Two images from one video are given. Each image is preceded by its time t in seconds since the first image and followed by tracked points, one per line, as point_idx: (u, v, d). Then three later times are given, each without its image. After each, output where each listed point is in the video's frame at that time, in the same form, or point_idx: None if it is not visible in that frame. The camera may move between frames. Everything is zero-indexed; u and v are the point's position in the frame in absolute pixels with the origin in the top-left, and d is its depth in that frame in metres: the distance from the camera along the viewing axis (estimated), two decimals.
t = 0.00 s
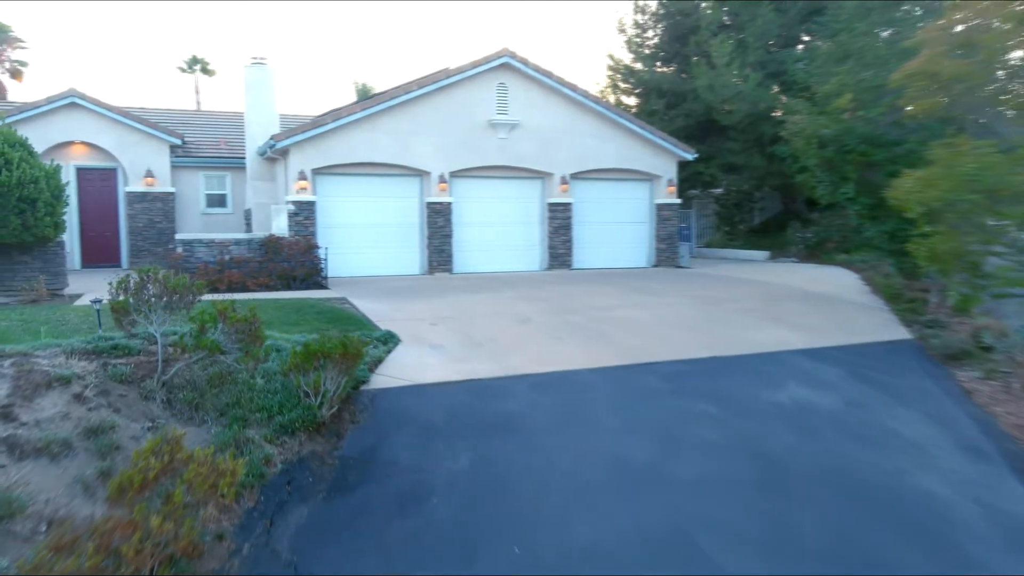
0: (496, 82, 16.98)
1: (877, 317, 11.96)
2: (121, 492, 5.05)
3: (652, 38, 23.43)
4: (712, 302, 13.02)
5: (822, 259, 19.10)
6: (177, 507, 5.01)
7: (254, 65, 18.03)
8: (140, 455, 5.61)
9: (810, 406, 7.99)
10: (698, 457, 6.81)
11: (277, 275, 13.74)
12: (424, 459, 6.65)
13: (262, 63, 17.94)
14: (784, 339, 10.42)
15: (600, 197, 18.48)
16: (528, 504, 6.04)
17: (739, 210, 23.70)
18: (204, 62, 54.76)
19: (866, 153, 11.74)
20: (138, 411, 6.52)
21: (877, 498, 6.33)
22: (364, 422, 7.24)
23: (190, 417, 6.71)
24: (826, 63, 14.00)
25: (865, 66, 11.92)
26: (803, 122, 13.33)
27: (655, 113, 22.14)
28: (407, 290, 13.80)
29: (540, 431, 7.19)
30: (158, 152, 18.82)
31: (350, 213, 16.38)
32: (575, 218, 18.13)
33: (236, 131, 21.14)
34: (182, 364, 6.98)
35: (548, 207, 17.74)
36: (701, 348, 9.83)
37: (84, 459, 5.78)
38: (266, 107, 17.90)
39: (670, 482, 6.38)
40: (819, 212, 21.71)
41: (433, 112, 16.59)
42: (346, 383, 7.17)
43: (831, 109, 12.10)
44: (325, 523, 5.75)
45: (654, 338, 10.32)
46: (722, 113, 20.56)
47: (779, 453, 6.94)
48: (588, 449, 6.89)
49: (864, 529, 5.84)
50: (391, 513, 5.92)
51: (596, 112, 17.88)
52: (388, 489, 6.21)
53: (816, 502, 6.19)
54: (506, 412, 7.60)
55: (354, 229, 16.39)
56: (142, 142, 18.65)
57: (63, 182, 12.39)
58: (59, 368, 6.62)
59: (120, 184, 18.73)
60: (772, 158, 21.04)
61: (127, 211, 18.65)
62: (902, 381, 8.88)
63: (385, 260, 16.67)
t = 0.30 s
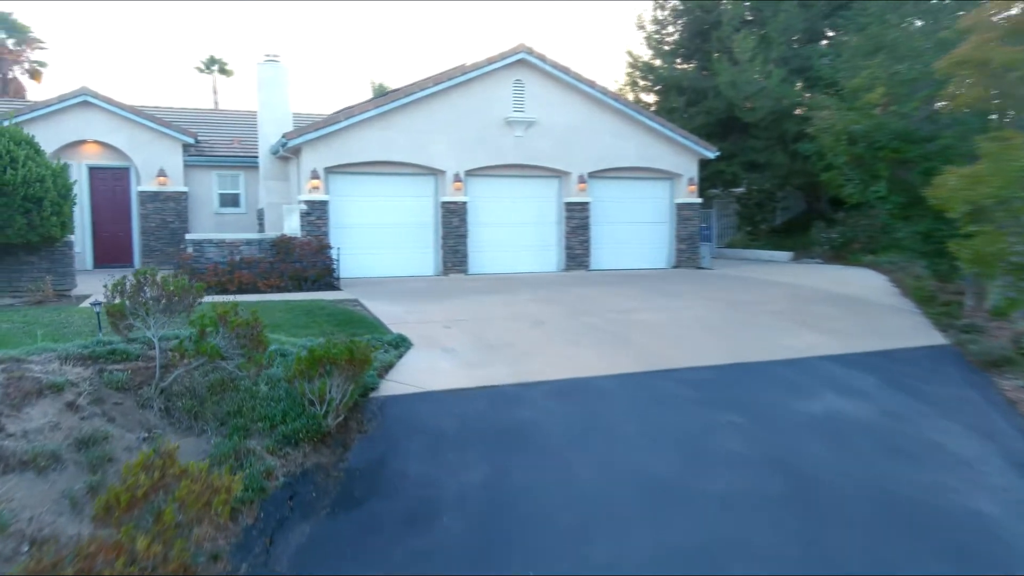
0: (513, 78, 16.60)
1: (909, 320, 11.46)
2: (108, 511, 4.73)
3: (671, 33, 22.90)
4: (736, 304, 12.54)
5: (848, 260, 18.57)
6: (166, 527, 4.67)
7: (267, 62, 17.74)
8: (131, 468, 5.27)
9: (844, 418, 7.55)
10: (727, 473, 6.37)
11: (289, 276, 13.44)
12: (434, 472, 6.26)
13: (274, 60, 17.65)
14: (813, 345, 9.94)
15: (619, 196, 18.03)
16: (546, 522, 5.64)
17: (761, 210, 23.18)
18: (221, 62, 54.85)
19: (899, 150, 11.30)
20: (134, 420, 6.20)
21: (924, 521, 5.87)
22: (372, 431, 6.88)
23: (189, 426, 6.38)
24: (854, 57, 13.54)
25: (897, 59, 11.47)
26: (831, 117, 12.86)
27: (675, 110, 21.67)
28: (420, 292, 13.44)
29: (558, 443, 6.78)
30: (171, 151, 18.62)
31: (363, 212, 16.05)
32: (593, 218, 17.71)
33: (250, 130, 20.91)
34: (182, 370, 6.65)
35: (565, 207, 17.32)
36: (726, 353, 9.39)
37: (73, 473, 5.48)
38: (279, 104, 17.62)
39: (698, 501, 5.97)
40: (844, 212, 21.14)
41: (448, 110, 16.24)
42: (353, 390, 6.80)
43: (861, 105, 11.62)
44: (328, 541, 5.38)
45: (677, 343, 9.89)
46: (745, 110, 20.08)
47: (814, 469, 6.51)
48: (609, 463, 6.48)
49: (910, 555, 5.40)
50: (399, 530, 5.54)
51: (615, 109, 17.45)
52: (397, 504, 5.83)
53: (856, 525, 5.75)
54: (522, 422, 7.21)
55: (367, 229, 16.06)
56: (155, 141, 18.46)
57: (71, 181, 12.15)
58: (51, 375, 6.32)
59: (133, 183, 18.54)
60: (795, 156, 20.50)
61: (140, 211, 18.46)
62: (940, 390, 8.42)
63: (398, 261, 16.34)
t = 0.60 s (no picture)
0: (530, 75, 16.20)
1: (945, 325, 10.93)
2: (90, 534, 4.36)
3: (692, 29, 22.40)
4: (761, 307, 12.07)
5: (875, 261, 18.01)
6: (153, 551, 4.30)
7: (280, 59, 17.44)
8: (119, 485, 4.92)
9: (883, 431, 7.08)
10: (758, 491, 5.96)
11: (300, 277, 13.13)
12: (445, 487, 5.88)
13: (287, 57, 17.36)
14: (845, 352, 9.44)
15: (639, 196, 17.57)
16: (565, 545, 5.23)
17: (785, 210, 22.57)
18: (239, 62, 54.99)
19: (935, 146, 10.71)
20: (126, 431, 5.86)
21: (975, 549, 5.43)
22: (380, 444, 6.50)
23: (186, 438, 6.03)
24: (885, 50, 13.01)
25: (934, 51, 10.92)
26: (862, 112, 12.35)
27: (696, 107, 21.20)
28: (434, 294, 13.08)
29: (577, 456, 6.38)
30: (183, 150, 18.40)
31: (377, 212, 15.71)
32: (612, 218, 17.26)
33: (264, 128, 20.65)
34: (179, 378, 6.30)
35: (584, 206, 16.89)
36: (753, 361, 8.93)
37: (59, 489, 5.14)
38: (292, 102, 17.34)
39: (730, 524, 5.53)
40: (872, 212, 20.54)
41: (464, 107, 15.87)
42: (359, 400, 6.43)
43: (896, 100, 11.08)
44: (331, 564, 4.99)
45: (701, 349, 9.43)
46: (768, 107, 19.56)
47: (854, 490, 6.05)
48: (632, 481, 6.06)
49: None
50: (407, 552, 5.14)
51: (635, 106, 17.01)
52: (405, 523, 5.44)
53: (904, 553, 5.29)
54: (539, 434, 6.80)
55: (381, 229, 15.72)
56: (168, 140, 18.24)
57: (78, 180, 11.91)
58: (41, 384, 6.00)
59: (145, 182, 18.35)
60: (821, 154, 19.91)
61: (152, 211, 18.26)
62: (983, 401, 7.92)
63: (412, 261, 15.99)
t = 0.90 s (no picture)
0: (547, 71, 15.79)
1: (984, 331, 10.38)
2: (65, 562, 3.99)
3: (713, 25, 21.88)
4: (788, 312, 11.57)
5: (904, 262, 17.42)
6: None
7: (293, 57, 17.14)
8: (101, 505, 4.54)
9: (926, 448, 6.59)
10: (793, 515, 5.51)
11: (310, 279, 12.81)
12: (454, 508, 5.48)
13: (300, 54, 17.06)
14: (879, 360, 8.94)
15: (659, 195, 17.10)
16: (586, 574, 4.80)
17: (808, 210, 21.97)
18: (257, 62, 54.94)
19: (974, 143, 10.19)
20: (116, 446, 5.51)
21: None
22: (386, 459, 6.11)
23: (180, 453, 5.67)
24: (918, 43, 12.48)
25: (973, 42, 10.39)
26: (894, 107, 11.82)
27: (718, 105, 20.71)
28: (448, 296, 12.71)
29: (597, 475, 5.95)
30: (195, 150, 18.16)
31: (390, 213, 15.36)
32: (632, 218, 16.80)
33: (277, 128, 20.38)
34: (174, 389, 5.95)
35: (602, 207, 16.44)
36: (782, 370, 8.46)
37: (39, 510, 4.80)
38: (305, 100, 17.05)
39: (767, 552, 5.06)
40: (900, 212, 19.94)
41: (480, 104, 15.49)
42: (364, 412, 6.04)
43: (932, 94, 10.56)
44: None
45: (726, 357, 8.97)
46: (793, 104, 19.01)
47: (899, 514, 5.57)
48: (657, 503, 5.62)
49: None
50: None
51: (655, 103, 16.54)
52: (410, 548, 5.03)
53: None
54: (555, 449, 6.38)
55: (394, 231, 15.36)
56: (180, 139, 18.00)
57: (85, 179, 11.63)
58: (27, 395, 5.67)
59: (157, 182, 18.13)
60: (847, 153, 19.34)
61: (164, 211, 18.02)
62: None
63: (425, 263, 15.62)
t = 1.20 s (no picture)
0: (565, 67, 15.37)
1: None
2: None
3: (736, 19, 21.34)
4: (816, 316, 11.07)
5: (934, 264, 16.83)
6: None
7: (305, 53, 16.85)
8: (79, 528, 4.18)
9: (973, 466, 6.11)
10: (832, 541, 5.08)
11: (320, 280, 12.50)
12: (464, 530, 5.08)
13: (313, 51, 16.77)
14: (915, 368, 8.44)
15: (679, 195, 16.62)
16: None
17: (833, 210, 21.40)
18: (274, 61, 54.97)
19: (1016, 139, 9.63)
20: (103, 460, 5.18)
21: None
22: (392, 474, 5.72)
23: (172, 467, 5.32)
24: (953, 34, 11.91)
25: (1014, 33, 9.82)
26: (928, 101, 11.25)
27: (741, 102, 20.20)
28: (462, 299, 12.33)
29: (617, 494, 5.53)
30: (207, 148, 17.91)
31: (402, 213, 15.00)
32: (651, 218, 16.34)
33: (290, 126, 20.09)
34: (167, 399, 5.60)
35: (620, 206, 15.99)
36: (812, 378, 7.99)
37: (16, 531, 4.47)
38: (318, 98, 16.75)
39: None
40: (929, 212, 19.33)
41: (496, 101, 15.09)
42: (367, 425, 5.65)
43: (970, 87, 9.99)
44: None
45: (753, 364, 8.51)
46: (818, 101, 18.46)
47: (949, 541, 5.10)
48: (683, 526, 5.19)
49: None
50: None
51: (676, 99, 16.07)
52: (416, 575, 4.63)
53: None
54: (572, 464, 5.97)
55: (406, 231, 15.00)
56: (192, 138, 17.74)
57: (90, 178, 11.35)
58: (10, 407, 5.35)
59: (169, 181, 17.90)
60: (874, 151, 18.79)
61: (175, 210, 17.79)
62: None
63: (440, 264, 15.25)
